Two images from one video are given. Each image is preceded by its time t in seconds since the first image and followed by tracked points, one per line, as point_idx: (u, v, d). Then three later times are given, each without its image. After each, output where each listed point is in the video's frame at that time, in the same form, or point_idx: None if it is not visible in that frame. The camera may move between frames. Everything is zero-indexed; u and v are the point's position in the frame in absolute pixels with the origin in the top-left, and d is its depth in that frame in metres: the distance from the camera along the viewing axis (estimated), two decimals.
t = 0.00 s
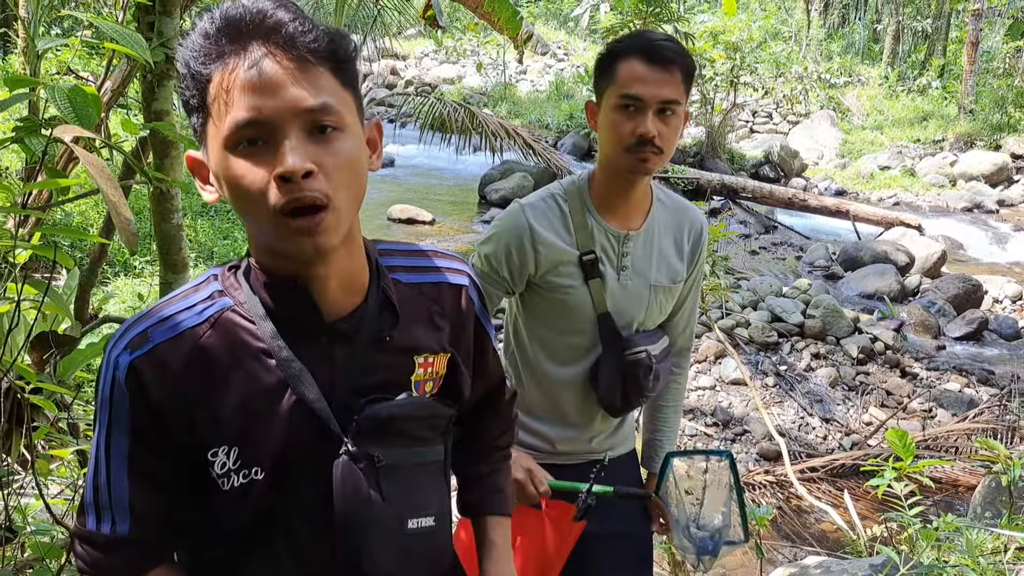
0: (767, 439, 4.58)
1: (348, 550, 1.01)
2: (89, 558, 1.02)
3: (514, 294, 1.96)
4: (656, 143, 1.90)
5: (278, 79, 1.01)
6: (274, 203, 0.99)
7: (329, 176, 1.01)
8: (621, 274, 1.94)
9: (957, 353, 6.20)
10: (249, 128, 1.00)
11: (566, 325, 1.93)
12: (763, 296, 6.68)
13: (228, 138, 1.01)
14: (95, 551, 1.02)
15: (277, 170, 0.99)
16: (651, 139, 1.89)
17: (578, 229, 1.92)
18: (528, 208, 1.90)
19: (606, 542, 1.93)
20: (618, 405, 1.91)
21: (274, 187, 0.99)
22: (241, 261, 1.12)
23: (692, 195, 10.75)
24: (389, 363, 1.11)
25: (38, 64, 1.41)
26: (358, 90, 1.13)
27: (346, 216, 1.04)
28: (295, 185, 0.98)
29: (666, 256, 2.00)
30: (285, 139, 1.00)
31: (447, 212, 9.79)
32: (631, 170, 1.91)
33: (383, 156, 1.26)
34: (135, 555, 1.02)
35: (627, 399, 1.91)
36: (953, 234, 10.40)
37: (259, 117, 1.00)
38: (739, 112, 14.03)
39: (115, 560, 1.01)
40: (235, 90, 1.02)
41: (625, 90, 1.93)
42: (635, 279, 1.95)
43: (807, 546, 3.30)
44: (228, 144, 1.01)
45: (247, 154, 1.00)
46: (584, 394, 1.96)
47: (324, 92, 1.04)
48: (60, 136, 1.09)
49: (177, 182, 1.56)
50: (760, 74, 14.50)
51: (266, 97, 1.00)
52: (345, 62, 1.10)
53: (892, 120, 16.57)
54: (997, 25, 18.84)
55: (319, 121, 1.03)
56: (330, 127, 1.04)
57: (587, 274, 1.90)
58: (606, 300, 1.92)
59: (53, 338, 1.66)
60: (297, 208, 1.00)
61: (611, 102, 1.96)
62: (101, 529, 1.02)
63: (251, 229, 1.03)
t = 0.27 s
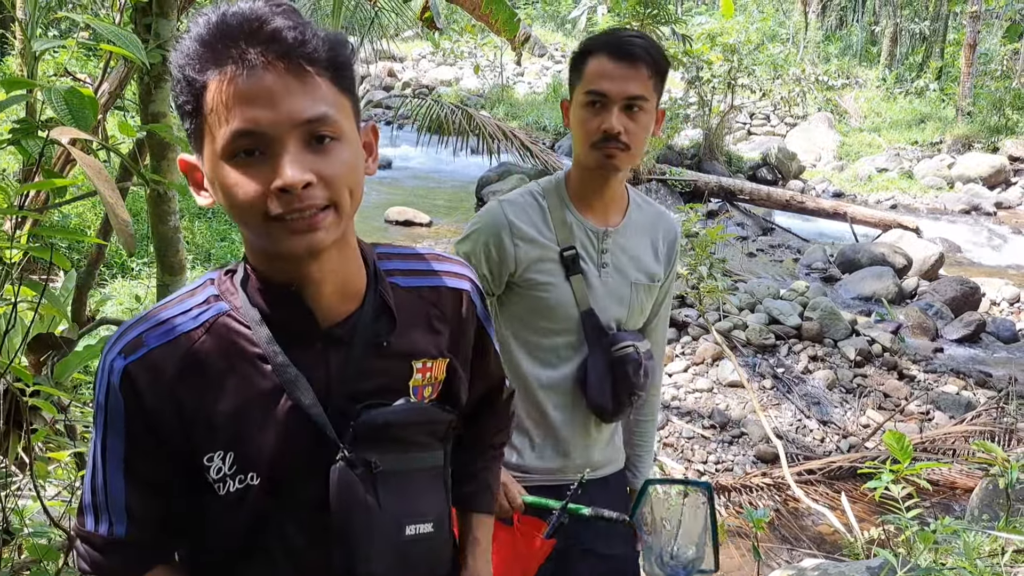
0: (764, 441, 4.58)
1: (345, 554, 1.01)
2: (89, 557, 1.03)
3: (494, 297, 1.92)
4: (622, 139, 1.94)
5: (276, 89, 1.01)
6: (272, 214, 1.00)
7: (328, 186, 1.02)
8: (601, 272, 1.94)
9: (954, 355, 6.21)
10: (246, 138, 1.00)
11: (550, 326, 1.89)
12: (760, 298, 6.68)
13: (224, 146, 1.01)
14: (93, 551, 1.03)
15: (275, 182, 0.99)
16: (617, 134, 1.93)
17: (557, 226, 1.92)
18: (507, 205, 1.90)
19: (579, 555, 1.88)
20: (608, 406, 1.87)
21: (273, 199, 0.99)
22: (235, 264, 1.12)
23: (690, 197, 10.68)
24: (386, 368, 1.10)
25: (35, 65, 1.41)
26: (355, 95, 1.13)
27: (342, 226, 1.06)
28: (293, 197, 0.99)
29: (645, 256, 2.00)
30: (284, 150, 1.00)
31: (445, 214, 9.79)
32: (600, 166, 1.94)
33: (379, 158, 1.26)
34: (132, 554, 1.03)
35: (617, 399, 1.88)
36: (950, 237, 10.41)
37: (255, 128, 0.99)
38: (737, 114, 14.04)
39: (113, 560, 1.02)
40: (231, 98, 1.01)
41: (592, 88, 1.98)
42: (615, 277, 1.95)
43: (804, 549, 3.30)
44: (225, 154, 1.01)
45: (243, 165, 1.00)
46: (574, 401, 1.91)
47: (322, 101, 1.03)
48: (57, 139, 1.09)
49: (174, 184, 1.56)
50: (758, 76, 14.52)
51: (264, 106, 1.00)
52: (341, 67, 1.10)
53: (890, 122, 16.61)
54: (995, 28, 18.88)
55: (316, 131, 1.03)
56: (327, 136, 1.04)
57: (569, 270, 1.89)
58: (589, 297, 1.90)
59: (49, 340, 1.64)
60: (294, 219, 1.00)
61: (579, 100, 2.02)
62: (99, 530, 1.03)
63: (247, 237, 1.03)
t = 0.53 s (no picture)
0: (763, 442, 4.58)
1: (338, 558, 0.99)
2: (88, 556, 1.02)
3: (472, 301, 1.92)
4: (596, 135, 1.95)
5: (282, 92, 1.01)
6: (276, 216, 1.00)
7: (331, 191, 1.03)
8: (581, 272, 1.94)
9: (953, 356, 6.21)
10: (252, 140, 1.00)
11: (527, 328, 1.89)
12: (759, 299, 6.69)
13: (229, 148, 1.02)
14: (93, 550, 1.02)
15: (279, 186, 0.99)
16: (591, 131, 1.95)
17: (534, 227, 1.93)
18: (484, 206, 1.90)
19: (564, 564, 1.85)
20: (592, 408, 1.85)
21: (276, 202, 1.00)
22: (238, 266, 1.12)
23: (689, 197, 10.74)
24: (386, 372, 1.10)
25: (33, 67, 1.40)
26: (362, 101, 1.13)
27: (345, 230, 1.06)
28: (297, 201, 1.00)
29: (627, 254, 2.00)
30: (289, 152, 1.01)
31: (444, 215, 9.79)
32: (575, 164, 1.95)
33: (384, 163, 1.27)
34: (132, 555, 1.02)
35: (600, 403, 1.86)
36: (950, 237, 10.42)
37: (261, 130, 1.00)
38: (736, 115, 14.04)
39: (113, 560, 1.01)
40: (238, 100, 1.01)
41: (565, 85, 2.00)
42: (596, 276, 1.94)
43: (803, 549, 3.29)
44: (230, 156, 1.01)
45: (249, 167, 1.01)
46: (557, 409, 1.88)
47: (328, 106, 1.04)
48: (55, 141, 1.09)
49: (173, 186, 1.55)
50: (756, 77, 14.52)
51: (270, 110, 1.01)
52: (350, 74, 1.10)
53: (889, 123, 16.63)
54: (994, 29, 18.90)
55: (322, 135, 1.03)
56: (332, 140, 1.04)
57: (549, 271, 1.89)
58: (569, 298, 1.90)
59: (48, 343, 1.65)
60: (297, 221, 1.01)
61: (554, 98, 2.04)
62: (97, 528, 1.02)
63: (250, 238, 1.04)
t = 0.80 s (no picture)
0: (763, 442, 4.58)
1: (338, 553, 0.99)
2: (90, 547, 1.02)
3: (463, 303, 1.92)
4: (580, 132, 1.95)
5: (304, 93, 1.02)
6: (288, 214, 1.00)
7: (345, 193, 1.03)
8: (572, 270, 1.93)
9: (954, 356, 6.20)
10: (269, 137, 1.01)
11: (518, 328, 1.89)
12: (760, 299, 6.68)
13: (246, 143, 1.02)
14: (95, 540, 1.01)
15: (294, 184, 1.00)
16: (574, 127, 1.95)
17: (523, 226, 1.93)
18: (470, 209, 1.91)
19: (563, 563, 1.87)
20: (588, 410, 1.84)
21: (290, 200, 1.00)
22: (249, 261, 1.12)
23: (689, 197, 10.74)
24: (390, 368, 1.10)
25: (34, 66, 1.40)
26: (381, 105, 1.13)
27: (357, 233, 1.06)
28: (310, 200, 1.00)
29: (617, 250, 1.99)
30: (305, 152, 1.01)
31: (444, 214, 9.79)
32: (560, 162, 1.95)
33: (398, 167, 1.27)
34: (133, 546, 1.01)
35: (595, 403, 1.85)
36: (950, 238, 10.41)
37: (278, 128, 1.00)
38: (736, 115, 14.03)
39: (114, 552, 1.01)
40: (258, 97, 1.02)
41: (545, 83, 2.00)
42: (587, 274, 1.94)
43: (803, 550, 3.29)
44: (247, 151, 1.01)
45: (265, 163, 1.01)
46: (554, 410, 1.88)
47: (348, 108, 1.04)
48: (55, 139, 1.09)
49: (174, 185, 1.55)
50: (757, 77, 14.51)
51: (290, 108, 1.01)
52: (369, 78, 1.10)
53: (890, 123, 16.62)
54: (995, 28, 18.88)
55: (339, 137, 1.04)
56: (349, 143, 1.05)
57: (540, 271, 1.88)
58: (561, 297, 1.90)
59: (47, 342, 1.64)
60: (309, 221, 1.01)
61: (535, 96, 2.03)
62: (101, 519, 1.01)
63: (262, 234, 1.04)
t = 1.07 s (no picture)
0: (764, 442, 4.58)
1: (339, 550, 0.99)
2: (98, 544, 1.02)
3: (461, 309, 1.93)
4: (572, 133, 1.93)
5: (314, 99, 1.01)
6: (296, 220, 1.00)
7: (352, 198, 1.03)
8: (568, 272, 1.94)
9: (955, 357, 6.20)
10: (278, 142, 1.01)
11: (515, 332, 1.88)
12: (761, 299, 6.68)
13: (255, 147, 1.02)
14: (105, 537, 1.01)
15: (303, 189, 1.00)
16: (566, 128, 1.93)
17: (518, 230, 1.93)
18: (464, 215, 1.92)
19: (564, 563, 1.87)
20: (586, 412, 1.83)
21: (298, 205, 1.00)
22: (255, 261, 1.13)
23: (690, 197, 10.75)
24: (392, 366, 1.09)
25: (35, 65, 1.40)
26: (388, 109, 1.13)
27: (362, 237, 1.06)
28: (318, 207, 1.00)
29: (613, 250, 2.00)
30: (314, 158, 1.01)
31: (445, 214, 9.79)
32: (553, 164, 1.94)
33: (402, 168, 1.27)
34: (141, 543, 1.01)
35: (594, 405, 1.84)
36: (952, 238, 10.40)
37: (287, 135, 1.00)
38: (738, 115, 14.01)
39: (123, 549, 1.01)
40: (268, 102, 1.02)
41: (537, 85, 1.99)
42: (583, 275, 1.95)
43: (803, 550, 3.29)
44: (257, 155, 1.01)
45: (274, 167, 1.01)
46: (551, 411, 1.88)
47: (357, 114, 1.04)
48: (56, 139, 1.09)
49: (175, 185, 1.55)
50: (758, 77, 14.50)
51: (299, 113, 1.01)
52: (378, 83, 1.10)
53: (891, 124, 16.61)
54: (997, 29, 18.85)
55: (348, 143, 1.04)
56: (357, 148, 1.05)
57: (535, 274, 1.88)
58: (557, 299, 1.89)
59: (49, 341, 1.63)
60: (317, 226, 1.01)
61: (527, 98, 2.02)
62: (109, 515, 1.02)
63: (270, 238, 1.04)
